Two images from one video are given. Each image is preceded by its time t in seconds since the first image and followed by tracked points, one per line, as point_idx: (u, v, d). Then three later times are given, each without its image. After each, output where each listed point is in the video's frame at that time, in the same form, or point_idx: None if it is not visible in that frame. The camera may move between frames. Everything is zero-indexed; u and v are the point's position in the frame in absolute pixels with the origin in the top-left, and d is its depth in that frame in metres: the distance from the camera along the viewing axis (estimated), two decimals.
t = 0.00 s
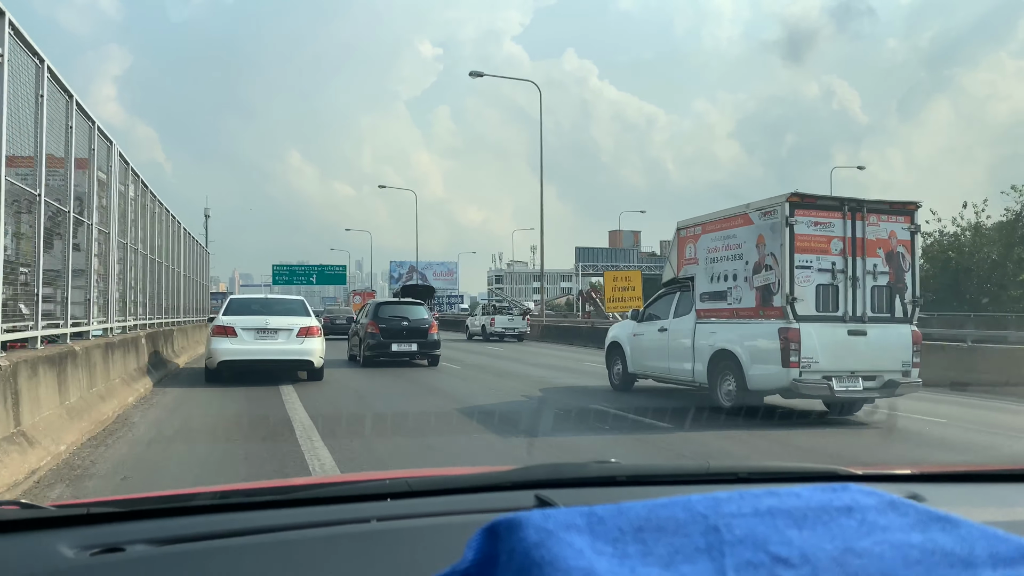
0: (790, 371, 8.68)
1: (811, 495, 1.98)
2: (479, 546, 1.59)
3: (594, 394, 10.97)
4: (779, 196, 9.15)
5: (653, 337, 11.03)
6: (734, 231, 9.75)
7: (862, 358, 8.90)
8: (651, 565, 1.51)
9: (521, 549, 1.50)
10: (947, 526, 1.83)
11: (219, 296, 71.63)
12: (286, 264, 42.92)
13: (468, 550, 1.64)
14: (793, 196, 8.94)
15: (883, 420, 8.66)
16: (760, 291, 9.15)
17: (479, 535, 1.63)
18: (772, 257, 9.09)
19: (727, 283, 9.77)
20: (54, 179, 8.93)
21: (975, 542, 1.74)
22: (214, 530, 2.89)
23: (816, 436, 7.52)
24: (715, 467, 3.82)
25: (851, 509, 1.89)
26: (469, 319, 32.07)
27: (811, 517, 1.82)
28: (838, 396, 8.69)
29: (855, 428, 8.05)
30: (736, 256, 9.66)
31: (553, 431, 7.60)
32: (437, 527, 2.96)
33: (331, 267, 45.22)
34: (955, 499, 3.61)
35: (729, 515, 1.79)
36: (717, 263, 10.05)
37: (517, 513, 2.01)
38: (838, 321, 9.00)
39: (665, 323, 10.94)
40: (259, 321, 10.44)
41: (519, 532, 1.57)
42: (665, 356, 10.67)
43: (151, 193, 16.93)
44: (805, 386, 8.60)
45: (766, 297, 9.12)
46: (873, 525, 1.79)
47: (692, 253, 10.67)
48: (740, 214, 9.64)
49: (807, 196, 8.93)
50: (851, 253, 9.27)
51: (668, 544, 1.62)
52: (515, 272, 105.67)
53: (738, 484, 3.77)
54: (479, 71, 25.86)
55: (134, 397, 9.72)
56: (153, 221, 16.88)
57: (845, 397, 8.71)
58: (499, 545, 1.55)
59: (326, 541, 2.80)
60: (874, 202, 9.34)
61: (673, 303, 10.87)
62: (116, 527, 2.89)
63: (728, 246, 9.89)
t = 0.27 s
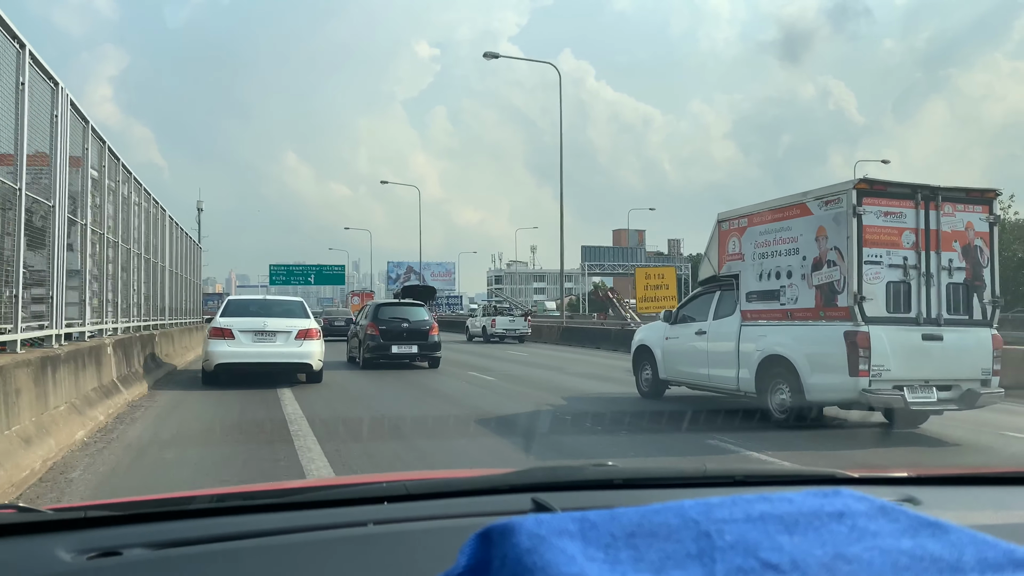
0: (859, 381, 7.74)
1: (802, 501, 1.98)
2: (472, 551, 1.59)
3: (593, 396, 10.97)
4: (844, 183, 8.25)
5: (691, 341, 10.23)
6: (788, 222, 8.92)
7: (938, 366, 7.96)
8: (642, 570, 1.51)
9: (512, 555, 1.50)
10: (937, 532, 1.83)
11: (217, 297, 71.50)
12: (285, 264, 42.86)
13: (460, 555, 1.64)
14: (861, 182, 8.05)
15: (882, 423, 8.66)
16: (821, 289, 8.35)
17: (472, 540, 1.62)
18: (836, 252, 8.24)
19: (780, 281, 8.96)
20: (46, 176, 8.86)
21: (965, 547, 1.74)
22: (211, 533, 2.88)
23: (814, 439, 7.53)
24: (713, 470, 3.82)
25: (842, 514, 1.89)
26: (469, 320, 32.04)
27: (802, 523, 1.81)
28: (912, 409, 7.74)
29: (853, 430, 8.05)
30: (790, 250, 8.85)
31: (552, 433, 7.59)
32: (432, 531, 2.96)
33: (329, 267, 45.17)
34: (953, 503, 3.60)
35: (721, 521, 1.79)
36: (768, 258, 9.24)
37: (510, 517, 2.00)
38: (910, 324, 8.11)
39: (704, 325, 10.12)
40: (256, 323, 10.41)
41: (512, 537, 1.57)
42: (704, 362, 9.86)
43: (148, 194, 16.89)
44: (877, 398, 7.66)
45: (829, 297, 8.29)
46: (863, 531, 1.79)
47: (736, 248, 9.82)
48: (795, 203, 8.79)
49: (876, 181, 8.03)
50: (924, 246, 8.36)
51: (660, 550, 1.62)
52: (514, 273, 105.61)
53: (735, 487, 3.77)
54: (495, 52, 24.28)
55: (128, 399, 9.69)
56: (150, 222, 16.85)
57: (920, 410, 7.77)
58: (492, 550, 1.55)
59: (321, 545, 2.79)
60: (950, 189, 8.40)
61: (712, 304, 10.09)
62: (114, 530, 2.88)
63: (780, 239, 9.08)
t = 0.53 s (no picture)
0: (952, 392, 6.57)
1: (812, 496, 1.99)
2: (479, 547, 1.59)
3: (593, 395, 10.97)
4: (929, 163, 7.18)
5: (733, 345, 9.15)
6: (857, 210, 7.86)
7: None
8: (652, 566, 1.51)
9: (521, 551, 1.50)
10: (951, 527, 1.83)
11: (214, 296, 71.43)
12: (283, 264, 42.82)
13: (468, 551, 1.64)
14: (952, 161, 6.99)
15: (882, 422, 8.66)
16: (900, 285, 7.26)
17: (479, 537, 1.62)
18: (921, 241, 7.15)
19: (848, 276, 7.86)
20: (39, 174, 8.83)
21: (977, 543, 1.74)
22: (213, 531, 2.88)
23: (814, 437, 7.54)
24: (715, 467, 3.82)
25: (853, 510, 1.89)
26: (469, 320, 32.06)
27: (813, 518, 1.82)
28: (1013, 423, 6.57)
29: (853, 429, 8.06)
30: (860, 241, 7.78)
31: (553, 431, 7.59)
32: (436, 529, 2.95)
33: (328, 267, 45.10)
34: (956, 501, 3.61)
35: (731, 516, 1.79)
36: (830, 251, 8.15)
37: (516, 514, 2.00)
38: (1009, 326, 6.92)
39: (749, 326, 9.01)
40: (256, 322, 10.38)
41: (519, 533, 1.57)
42: (751, 368, 8.78)
43: (144, 193, 16.83)
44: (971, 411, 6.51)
45: (910, 294, 7.19)
46: (875, 526, 1.80)
47: (794, 239, 8.68)
48: (866, 188, 7.73)
49: (970, 160, 6.98)
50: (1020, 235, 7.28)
51: (669, 545, 1.62)
52: (511, 272, 105.60)
53: (738, 484, 3.77)
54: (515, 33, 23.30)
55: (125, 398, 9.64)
56: (146, 221, 16.80)
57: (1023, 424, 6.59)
58: (499, 546, 1.55)
59: (325, 542, 2.79)
60: None
61: (759, 302, 8.99)
62: (114, 528, 2.88)
63: (846, 229, 8.01)
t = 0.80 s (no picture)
0: None
1: (810, 496, 1.99)
2: (473, 548, 1.59)
3: (592, 395, 10.96)
4: None
5: (790, 347, 8.14)
6: (947, 195, 6.68)
7: None
8: (647, 566, 1.50)
9: (514, 552, 1.49)
10: (949, 526, 1.83)
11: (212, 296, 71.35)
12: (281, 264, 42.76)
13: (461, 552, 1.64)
14: None
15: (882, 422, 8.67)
16: (1006, 282, 6.09)
17: (472, 538, 1.62)
18: None
19: (937, 271, 6.69)
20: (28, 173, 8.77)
21: (976, 542, 1.74)
22: (208, 533, 2.87)
23: (813, 438, 7.54)
24: (714, 468, 3.81)
25: (850, 510, 1.89)
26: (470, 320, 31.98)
27: (810, 517, 1.82)
28: None
29: (852, 429, 8.06)
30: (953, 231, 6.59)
31: (552, 432, 7.58)
32: (433, 531, 2.95)
33: (326, 266, 44.95)
34: (956, 502, 3.60)
35: (727, 516, 1.79)
36: (912, 243, 6.98)
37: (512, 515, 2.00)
38: None
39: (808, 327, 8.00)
40: (255, 324, 10.35)
41: (513, 534, 1.57)
42: (813, 375, 7.77)
43: (139, 192, 16.72)
44: None
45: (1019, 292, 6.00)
46: (873, 526, 1.80)
47: (865, 229, 7.49)
48: (960, 169, 6.55)
49: None
50: None
51: (665, 546, 1.61)
52: (510, 272, 105.57)
53: (737, 485, 3.76)
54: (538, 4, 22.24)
55: (120, 400, 9.59)
56: (141, 220, 16.70)
57: None
58: (492, 547, 1.54)
59: (320, 545, 2.78)
60: None
61: (821, 300, 7.93)
62: (109, 531, 2.86)
63: (931, 217, 6.83)
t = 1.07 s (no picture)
0: None
1: (819, 491, 1.98)
2: (477, 543, 1.58)
3: (593, 395, 10.96)
4: None
5: (860, 351, 7.24)
6: None
7: None
8: (654, 561, 1.50)
9: (518, 547, 1.48)
10: (963, 520, 1.83)
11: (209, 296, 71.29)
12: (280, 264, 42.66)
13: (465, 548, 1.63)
14: None
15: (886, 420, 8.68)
16: None
17: (477, 534, 1.61)
18: None
19: None
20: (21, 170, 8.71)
21: (990, 536, 1.74)
22: (208, 532, 2.86)
23: (812, 435, 7.55)
24: (717, 465, 3.81)
25: (862, 504, 1.89)
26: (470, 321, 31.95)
27: (821, 512, 1.82)
28: None
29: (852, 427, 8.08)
30: None
31: (553, 431, 7.58)
32: (435, 529, 2.94)
33: (325, 266, 44.86)
34: (961, 499, 3.60)
35: (735, 511, 1.78)
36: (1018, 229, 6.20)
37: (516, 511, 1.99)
38: None
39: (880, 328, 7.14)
40: (254, 325, 10.30)
41: (518, 529, 1.56)
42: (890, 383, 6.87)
43: (135, 191, 16.60)
44: None
45: None
46: (884, 520, 1.79)
47: (957, 218, 6.76)
48: None
49: None
50: None
51: (672, 540, 1.61)
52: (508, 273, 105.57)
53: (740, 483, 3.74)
54: None
55: (118, 399, 9.54)
56: (137, 220, 16.59)
57: None
58: (498, 543, 1.53)
59: (322, 543, 2.77)
60: None
61: (898, 298, 7.05)
62: (108, 530, 2.85)
63: None
